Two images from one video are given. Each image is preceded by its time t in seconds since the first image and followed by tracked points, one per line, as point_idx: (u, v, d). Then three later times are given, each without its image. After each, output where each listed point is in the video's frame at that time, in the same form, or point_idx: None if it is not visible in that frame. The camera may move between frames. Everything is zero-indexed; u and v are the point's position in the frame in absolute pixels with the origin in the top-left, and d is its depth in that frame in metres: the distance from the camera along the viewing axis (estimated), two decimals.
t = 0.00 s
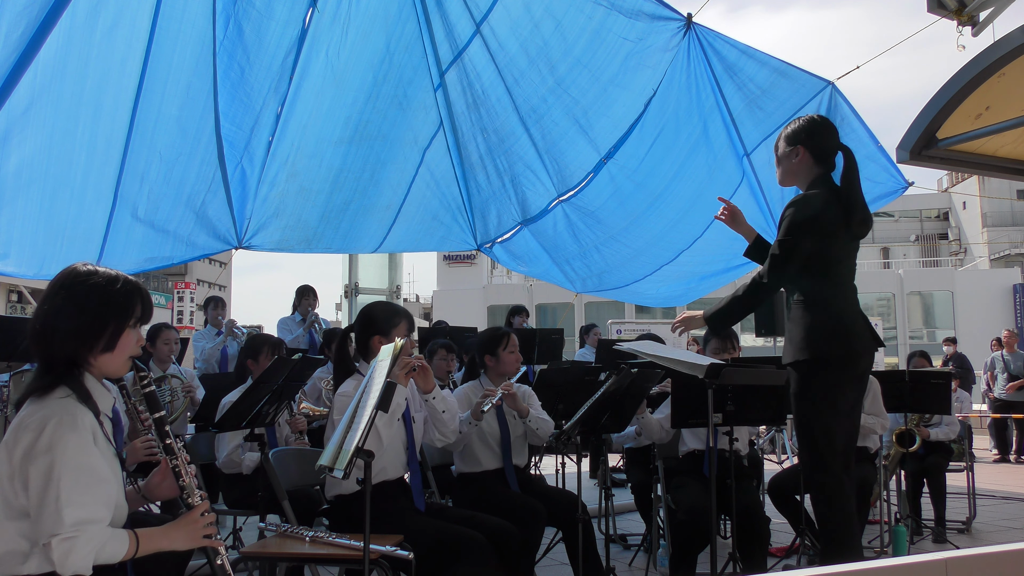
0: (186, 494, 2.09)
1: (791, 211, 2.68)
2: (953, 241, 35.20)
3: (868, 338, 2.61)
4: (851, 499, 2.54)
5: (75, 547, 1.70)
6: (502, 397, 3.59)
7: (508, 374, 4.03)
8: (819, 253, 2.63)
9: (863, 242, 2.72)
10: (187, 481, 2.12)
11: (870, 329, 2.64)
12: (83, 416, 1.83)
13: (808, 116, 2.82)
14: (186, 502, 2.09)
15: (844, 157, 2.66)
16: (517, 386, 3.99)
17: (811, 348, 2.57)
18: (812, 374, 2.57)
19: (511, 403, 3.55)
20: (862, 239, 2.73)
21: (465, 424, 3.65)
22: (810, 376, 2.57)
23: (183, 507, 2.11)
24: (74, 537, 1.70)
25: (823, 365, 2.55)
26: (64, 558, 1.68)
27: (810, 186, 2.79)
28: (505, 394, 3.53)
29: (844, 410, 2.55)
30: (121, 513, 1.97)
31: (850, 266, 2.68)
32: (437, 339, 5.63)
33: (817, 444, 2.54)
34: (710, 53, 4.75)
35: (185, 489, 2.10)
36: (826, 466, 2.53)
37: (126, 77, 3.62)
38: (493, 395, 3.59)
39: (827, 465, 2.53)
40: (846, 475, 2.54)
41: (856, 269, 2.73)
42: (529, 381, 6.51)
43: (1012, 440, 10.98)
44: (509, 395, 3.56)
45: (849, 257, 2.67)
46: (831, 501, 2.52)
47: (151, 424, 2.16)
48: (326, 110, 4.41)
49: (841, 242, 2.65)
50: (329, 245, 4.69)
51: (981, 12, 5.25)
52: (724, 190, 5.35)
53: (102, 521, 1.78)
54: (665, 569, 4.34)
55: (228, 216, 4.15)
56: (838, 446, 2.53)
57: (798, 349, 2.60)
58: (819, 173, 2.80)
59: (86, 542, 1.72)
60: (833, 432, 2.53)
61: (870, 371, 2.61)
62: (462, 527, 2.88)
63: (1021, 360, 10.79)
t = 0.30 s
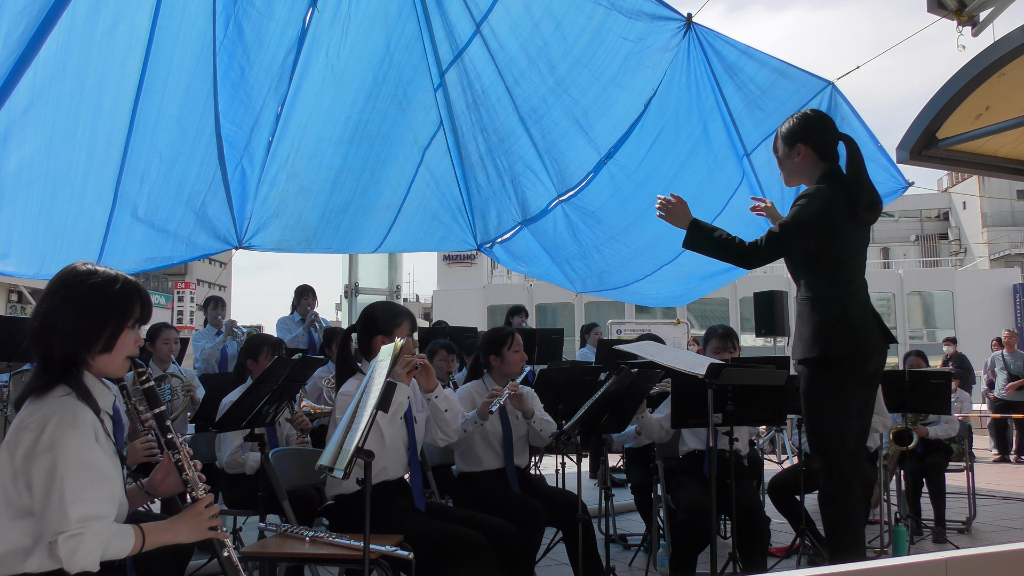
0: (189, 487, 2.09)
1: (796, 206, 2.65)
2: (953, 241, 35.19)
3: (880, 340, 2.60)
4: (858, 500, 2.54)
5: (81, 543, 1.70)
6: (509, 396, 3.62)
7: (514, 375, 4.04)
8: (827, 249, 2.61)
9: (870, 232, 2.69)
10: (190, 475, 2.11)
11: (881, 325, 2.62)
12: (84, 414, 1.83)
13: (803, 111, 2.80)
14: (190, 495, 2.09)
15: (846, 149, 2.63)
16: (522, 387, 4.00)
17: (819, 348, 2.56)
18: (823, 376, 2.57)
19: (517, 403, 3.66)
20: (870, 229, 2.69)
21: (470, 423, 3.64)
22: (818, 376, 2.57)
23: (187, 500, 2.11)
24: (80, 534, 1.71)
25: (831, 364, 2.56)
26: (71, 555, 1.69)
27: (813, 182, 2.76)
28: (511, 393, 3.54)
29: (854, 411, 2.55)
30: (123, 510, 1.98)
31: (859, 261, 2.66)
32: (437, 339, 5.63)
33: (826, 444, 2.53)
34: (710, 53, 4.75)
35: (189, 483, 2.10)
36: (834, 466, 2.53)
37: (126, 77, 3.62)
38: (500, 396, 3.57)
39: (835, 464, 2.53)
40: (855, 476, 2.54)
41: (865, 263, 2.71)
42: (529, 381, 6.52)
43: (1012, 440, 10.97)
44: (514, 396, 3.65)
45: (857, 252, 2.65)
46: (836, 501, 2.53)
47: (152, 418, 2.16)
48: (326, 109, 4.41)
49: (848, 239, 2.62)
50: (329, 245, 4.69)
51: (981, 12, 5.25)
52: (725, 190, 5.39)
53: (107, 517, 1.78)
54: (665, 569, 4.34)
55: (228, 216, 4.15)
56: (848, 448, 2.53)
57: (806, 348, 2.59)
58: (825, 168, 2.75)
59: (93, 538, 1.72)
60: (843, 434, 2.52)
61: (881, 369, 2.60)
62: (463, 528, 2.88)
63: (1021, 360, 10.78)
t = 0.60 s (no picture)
0: (186, 491, 2.09)
1: (802, 205, 2.61)
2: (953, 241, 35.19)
3: (882, 340, 2.63)
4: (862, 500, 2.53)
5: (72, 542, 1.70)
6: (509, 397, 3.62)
7: (513, 374, 4.03)
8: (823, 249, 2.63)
9: (873, 233, 2.70)
10: (188, 478, 2.11)
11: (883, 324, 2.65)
12: (86, 411, 1.83)
13: (814, 108, 2.79)
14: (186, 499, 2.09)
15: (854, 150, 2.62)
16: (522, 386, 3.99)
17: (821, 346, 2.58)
18: (825, 375, 2.58)
19: (519, 403, 3.65)
20: (871, 232, 2.70)
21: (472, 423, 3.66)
22: (819, 375, 2.58)
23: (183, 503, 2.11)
24: (75, 530, 1.71)
25: (831, 363, 2.57)
26: (62, 552, 1.69)
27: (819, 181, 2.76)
28: (511, 394, 3.56)
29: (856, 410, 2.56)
30: (122, 508, 1.96)
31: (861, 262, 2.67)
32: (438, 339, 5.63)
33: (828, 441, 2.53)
34: (710, 53, 4.75)
35: (186, 485, 2.10)
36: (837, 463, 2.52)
37: (126, 77, 3.62)
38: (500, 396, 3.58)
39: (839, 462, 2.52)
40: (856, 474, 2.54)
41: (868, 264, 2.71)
42: (529, 381, 6.52)
43: (1012, 440, 10.97)
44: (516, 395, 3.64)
45: (859, 253, 2.66)
46: (841, 501, 2.51)
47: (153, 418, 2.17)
48: (326, 109, 4.41)
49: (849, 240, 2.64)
50: (329, 245, 4.69)
51: (981, 12, 5.25)
52: (724, 190, 5.37)
53: (102, 516, 1.77)
54: (665, 569, 4.34)
55: (228, 216, 4.15)
56: (851, 447, 2.53)
57: (805, 348, 2.63)
58: (831, 167, 2.74)
59: (86, 536, 1.72)
60: (846, 432, 2.53)
61: (882, 367, 2.62)
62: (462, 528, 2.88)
63: (1021, 359, 10.79)
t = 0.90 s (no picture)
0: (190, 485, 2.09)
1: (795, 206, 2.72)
2: (953, 241, 35.19)
3: (888, 341, 2.61)
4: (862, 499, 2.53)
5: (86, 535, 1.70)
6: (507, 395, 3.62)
7: (510, 374, 4.03)
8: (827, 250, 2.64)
9: (881, 236, 2.71)
10: (193, 473, 2.11)
11: (888, 324, 2.62)
12: (89, 409, 1.83)
13: (837, 106, 2.80)
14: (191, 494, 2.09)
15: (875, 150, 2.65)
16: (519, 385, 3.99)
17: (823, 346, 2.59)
18: (828, 373, 2.59)
19: (516, 402, 3.63)
20: (881, 235, 2.71)
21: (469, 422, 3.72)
22: (822, 373, 2.59)
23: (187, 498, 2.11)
24: (87, 526, 1.71)
25: (834, 361, 2.58)
26: (76, 548, 1.69)
27: (833, 177, 2.77)
28: (509, 391, 3.57)
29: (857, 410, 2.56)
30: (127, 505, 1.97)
31: (867, 261, 2.66)
32: (438, 339, 5.63)
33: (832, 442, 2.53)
34: (710, 53, 4.75)
35: (190, 480, 2.10)
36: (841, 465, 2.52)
37: (126, 76, 3.62)
38: (497, 394, 3.60)
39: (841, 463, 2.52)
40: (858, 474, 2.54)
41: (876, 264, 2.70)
42: (529, 381, 6.52)
43: (1012, 440, 10.96)
44: (512, 394, 3.63)
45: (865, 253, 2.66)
46: (840, 500, 2.51)
47: (155, 415, 2.15)
48: (326, 109, 4.42)
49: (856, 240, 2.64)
50: (329, 245, 4.69)
51: (981, 12, 5.26)
52: (725, 190, 5.34)
53: (112, 511, 1.78)
54: (665, 569, 4.34)
55: (228, 216, 4.15)
56: (853, 446, 2.53)
57: (808, 345, 2.64)
58: (844, 165, 2.76)
59: (97, 531, 1.73)
60: (847, 430, 2.53)
61: (885, 367, 2.61)
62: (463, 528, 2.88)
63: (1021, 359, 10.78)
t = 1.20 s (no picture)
0: (191, 487, 2.10)
1: (791, 214, 2.85)
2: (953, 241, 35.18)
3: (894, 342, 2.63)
4: (866, 500, 2.51)
5: (88, 536, 1.71)
6: (505, 396, 3.61)
7: (508, 374, 4.03)
8: (834, 249, 2.65)
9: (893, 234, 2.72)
10: (193, 474, 2.11)
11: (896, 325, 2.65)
12: (89, 410, 1.83)
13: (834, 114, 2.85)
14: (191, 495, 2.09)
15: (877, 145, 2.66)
16: (517, 385, 3.99)
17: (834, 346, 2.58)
18: (835, 371, 2.58)
19: (513, 402, 3.60)
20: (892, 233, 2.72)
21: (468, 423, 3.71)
22: (830, 370, 2.58)
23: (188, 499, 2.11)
24: (88, 527, 1.71)
25: (842, 359, 2.57)
26: (77, 550, 1.69)
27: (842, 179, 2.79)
28: (507, 393, 3.56)
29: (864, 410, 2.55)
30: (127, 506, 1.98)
31: (880, 260, 2.68)
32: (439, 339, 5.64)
33: (838, 442, 2.53)
34: (710, 53, 4.75)
35: (191, 482, 2.10)
36: (848, 466, 2.51)
37: (126, 77, 3.61)
38: (495, 395, 3.60)
39: (847, 464, 2.51)
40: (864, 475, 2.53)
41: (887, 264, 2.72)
42: (529, 381, 6.52)
43: (1012, 440, 10.96)
44: (511, 395, 3.61)
45: (877, 251, 2.66)
46: (843, 498, 2.51)
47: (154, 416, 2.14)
48: (326, 109, 4.42)
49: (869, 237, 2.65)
50: (329, 245, 4.69)
51: (981, 12, 5.26)
52: (725, 191, 5.30)
53: (113, 512, 1.78)
54: (665, 569, 4.34)
55: (228, 216, 4.15)
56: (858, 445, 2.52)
57: (816, 342, 2.63)
58: (852, 168, 2.79)
59: (99, 532, 1.73)
60: (852, 430, 2.52)
61: (893, 369, 2.62)
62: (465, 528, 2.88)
63: (1021, 360, 10.78)
